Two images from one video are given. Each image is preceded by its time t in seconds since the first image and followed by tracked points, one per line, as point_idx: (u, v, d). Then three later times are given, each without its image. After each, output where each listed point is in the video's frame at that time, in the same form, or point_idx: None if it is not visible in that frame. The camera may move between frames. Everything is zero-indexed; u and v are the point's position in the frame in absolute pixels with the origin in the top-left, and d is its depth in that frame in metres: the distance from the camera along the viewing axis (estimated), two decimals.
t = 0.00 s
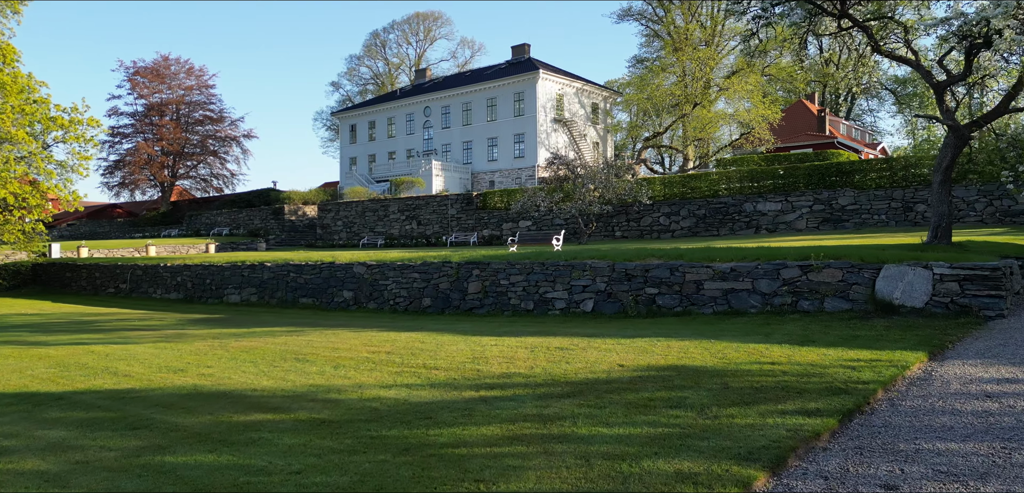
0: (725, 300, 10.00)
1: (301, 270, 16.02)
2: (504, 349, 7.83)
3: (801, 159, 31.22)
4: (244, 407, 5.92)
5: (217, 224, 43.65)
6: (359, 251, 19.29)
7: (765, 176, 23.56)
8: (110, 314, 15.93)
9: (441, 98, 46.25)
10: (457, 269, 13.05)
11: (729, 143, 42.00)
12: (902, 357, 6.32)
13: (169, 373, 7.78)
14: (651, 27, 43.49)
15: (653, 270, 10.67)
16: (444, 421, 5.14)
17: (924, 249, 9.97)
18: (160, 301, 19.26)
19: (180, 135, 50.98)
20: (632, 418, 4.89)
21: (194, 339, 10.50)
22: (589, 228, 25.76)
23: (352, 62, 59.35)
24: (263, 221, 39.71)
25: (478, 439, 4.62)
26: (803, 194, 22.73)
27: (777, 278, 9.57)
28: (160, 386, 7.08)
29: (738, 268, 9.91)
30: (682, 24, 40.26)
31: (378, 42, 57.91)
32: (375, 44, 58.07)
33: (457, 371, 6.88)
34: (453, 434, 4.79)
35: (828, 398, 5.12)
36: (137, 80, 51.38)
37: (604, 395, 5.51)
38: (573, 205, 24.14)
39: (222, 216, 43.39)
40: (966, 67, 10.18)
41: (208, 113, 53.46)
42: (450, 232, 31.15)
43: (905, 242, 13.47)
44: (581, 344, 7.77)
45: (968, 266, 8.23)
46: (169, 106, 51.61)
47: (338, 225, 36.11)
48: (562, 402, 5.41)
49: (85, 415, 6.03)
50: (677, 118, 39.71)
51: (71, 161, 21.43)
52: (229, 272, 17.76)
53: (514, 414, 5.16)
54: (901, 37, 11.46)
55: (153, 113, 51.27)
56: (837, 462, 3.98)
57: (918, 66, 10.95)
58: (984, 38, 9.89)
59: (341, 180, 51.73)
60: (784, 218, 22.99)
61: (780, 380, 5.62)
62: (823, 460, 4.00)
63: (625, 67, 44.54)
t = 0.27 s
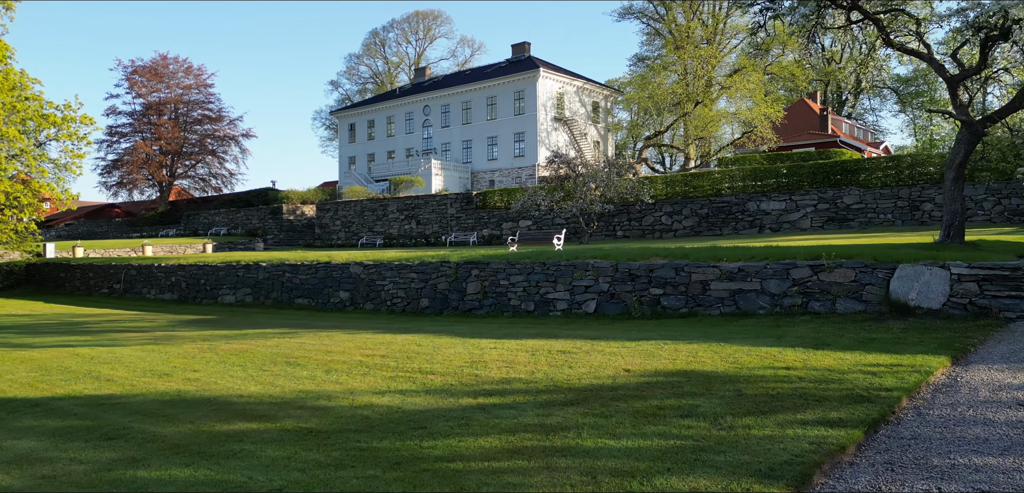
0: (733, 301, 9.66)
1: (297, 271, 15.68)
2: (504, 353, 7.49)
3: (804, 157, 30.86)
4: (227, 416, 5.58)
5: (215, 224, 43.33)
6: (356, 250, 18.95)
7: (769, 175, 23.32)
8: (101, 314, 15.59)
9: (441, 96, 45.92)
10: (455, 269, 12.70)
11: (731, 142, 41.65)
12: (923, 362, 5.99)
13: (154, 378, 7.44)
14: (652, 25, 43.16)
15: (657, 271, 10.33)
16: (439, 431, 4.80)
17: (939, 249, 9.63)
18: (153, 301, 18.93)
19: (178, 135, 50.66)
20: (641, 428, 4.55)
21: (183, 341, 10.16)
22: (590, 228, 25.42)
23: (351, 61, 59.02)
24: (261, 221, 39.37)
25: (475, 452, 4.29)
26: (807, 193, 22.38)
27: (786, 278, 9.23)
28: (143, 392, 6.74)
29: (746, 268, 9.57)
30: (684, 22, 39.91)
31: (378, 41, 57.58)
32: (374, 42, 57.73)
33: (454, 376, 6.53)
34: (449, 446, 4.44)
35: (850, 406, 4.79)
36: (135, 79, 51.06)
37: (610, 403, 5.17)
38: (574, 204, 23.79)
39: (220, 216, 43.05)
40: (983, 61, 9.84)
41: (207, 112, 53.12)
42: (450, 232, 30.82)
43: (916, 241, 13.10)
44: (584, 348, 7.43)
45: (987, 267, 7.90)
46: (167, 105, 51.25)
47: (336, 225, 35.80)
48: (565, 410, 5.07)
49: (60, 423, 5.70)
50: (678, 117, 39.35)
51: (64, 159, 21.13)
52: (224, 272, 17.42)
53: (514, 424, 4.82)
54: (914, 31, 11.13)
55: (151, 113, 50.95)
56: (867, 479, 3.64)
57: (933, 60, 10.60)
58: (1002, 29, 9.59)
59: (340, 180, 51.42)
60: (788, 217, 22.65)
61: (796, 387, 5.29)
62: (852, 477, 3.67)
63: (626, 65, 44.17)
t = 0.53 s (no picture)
0: (741, 302, 9.32)
1: (292, 271, 15.33)
2: (504, 357, 7.15)
3: (806, 156, 30.51)
4: (208, 426, 5.23)
5: (213, 224, 42.98)
6: (353, 250, 18.61)
7: (774, 175, 23.13)
8: (92, 315, 15.24)
9: (440, 95, 45.55)
10: (454, 269, 12.35)
11: (732, 141, 41.28)
12: (949, 368, 5.64)
13: (137, 383, 7.09)
14: (654, 23, 42.81)
15: (662, 271, 9.99)
16: (434, 444, 4.45)
17: (955, 248, 9.27)
18: (147, 302, 18.58)
19: (176, 134, 50.29)
20: (651, 442, 4.20)
21: (171, 343, 9.81)
22: (591, 227, 25.07)
23: (350, 60, 58.68)
24: (259, 220, 39.00)
25: (472, 469, 3.93)
26: (812, 192, 22.03)
27: (797, 279, 8.89)
28: (123, 398, 6.40)
29: (755, 268, 9.22)
30: (686, 20, 39.54)
31: (377, 39, 57.23)
32: (374, 41, 57.38)
33: (451, 382, 6.18)
34: (444, 461, 4.09)
35: (876, 417, 4.44)
36: (133, 78, 50.70)
37: (617, 413, 4.81)
38: (575, 203, 23.42)
39: (218, 215, 42.69)
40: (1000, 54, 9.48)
41: (205, 111, 52.74)
42: (449, 231, 30.47)
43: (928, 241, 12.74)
44: (588, 352, 7.08)
45: (1009, 267, 7.54)
46: (165, 104, 50.89)
47: (335, 224, 35.45)
48: (569, 421, 4.72)
49: (31, 433, 5.35)
50: (679, 115, 38.96)
51: (56, 157, 20.80)
52: (218, 272, 17.08)
53: (514, 437, 4.46)
54: (927, 23, 10.76)
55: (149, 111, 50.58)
56: None
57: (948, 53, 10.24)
58: (1021, 19, 9.38)
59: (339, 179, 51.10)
60: (792, 216, 22.29)
61: (817, 396, 4.93)
62: None
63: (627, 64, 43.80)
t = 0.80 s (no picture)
0: (750, 304, 8.96)
1: (287, 271, 14.96)
2: (504, 362, 6.78)
3: (809, 155, 30.10)
4: (186, 438, 4.86)
5: (210, 223, 42.63)
6: (350, 250, 18.25)
7: (777, 173, 22.62)
8: (81, 316, 14.88)
9: (440, 94, 45.18)
10: (452, 269, 11.98)
11: (734, 140, 40.90)
12: (978, 375, 5.28)
13: (116, 389, 6.73)
14: (655, 21, 42.45)
15: (668, 271, 9.62)
16: (427, 460, 4.09)
17: (973, 247, 8.91)
18: (140, 303, 18.22)
19: (174, 133, 49.94)
20: (664, 459, 3.83)
21: (158, 346, 9.45)
22: (593, 226, 24.72)
23: (349, 59, 58.32)
24: (257, 220, 38.63)
25: (468, 489, 3.57)
26: (817, 190, 21.65)
27: (809, 279, 8.53)
28: (99, 407, 6.03)
29: (765, 268, 8.86)
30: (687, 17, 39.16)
31: (376, 38, 56.88)
32: (373, 40, 57.02)
33: (448, 389, 5.81)
34: (437, 481, 3.72)
35: (908, 431, 4.08)
36: (131, 77, 50.33)
37: (625, 425, 4.45)
38: (576, 202, 23.06)
39: (216, 215, 42.33)
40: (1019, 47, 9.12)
41: (204, 110, 52.37)
42: (449, 231, 30.11)
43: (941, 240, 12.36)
44: (592, 357, 6.72)
45: None
46: (163, 104, 50.51)
47: (333, 224, 35.09)
48: (574, 434, 4.35)
49: None
50: (681, 114, 38.57)
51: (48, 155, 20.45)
52: (211, 272, 16.72)
53: (514, 452, 4.10)
54: (941, 16, 10.40)
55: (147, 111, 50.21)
56: None
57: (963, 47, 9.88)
58: None
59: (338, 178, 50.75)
60: (797, 215, 21.94)
61: (841, 407, 4.57)
62: None
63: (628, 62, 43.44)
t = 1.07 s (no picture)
0: (761, 306, 8.58)
1: (281, 271, 14.58)
2: (504, 368, 6.39)
3: (813, 154, 29.72)
4: (158, 454, 4.47)
5: (208, 223, 42.26)
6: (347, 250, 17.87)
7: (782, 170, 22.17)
8: (70, 318, 14.51)
9: (439, 92, 44.79)
10: (450, 269, 11.60)
11: (736, 139, 40.49)
12: (1015, 384, 4.90)
13: (93, 397, 6.35)
14: (657, 19, 42.05)
15: (675, 271, 9.24)
16: (419, 481, 3.70)
17: (993, 247, 8.52)
18: (132, 304, 17.84)
19: (172, 132, 49.54)
20: (681, 481, 3.44)
21: (143, 350, 9.06)
22: (594, 226, 24.34)
23: (348, 57, 57.94)
24: (255, 219, 38.22)
25: None
26: (822, 189, 21.26)
27: (823, 281, 8.15)
28: (71, 417, 5.65)
29: (776, 268, 8.48)
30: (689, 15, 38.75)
31: (376, 37, 56.50)
32: (373, 38, 56.64)
33: (444, 399, 5.43)
34: None
35: (949, 449, 3.70)
36: (129, 76, 49.93)
37: (636, 442, 4.06)
38: (577, 201, 22.66)
39: (213, 214, 41.95)
40: None
41: (202, 109, 51.98)
42: (448, 231, 29.72)
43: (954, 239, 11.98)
44: (597, 362, 6.34)
45: None
46: (161, 103, 50.09)
47: (331, 223, 34.68)
48: (580, 452, 3.96)
49: None
50: (683, 112, 38.16)
51: (39, 153, 20.06)
52: (205, 273, 16.33)
53: (514, 471, 3.72)
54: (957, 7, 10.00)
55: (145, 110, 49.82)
56: None
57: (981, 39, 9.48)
58: None
59: (337, 178, 50.38)
60: (802, 214, 21.56)
61: (872, 420, 4.18)
62: None
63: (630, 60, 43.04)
